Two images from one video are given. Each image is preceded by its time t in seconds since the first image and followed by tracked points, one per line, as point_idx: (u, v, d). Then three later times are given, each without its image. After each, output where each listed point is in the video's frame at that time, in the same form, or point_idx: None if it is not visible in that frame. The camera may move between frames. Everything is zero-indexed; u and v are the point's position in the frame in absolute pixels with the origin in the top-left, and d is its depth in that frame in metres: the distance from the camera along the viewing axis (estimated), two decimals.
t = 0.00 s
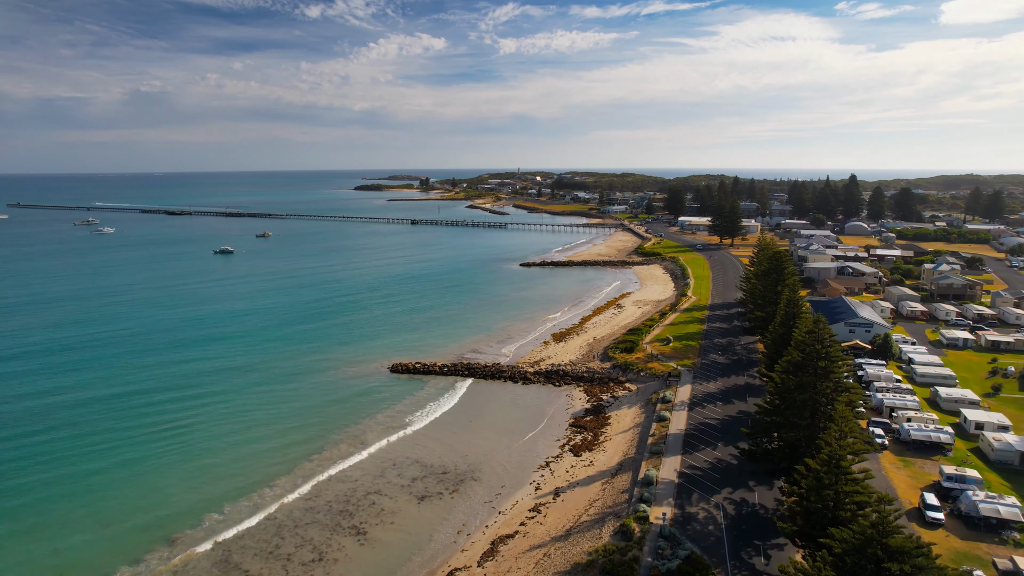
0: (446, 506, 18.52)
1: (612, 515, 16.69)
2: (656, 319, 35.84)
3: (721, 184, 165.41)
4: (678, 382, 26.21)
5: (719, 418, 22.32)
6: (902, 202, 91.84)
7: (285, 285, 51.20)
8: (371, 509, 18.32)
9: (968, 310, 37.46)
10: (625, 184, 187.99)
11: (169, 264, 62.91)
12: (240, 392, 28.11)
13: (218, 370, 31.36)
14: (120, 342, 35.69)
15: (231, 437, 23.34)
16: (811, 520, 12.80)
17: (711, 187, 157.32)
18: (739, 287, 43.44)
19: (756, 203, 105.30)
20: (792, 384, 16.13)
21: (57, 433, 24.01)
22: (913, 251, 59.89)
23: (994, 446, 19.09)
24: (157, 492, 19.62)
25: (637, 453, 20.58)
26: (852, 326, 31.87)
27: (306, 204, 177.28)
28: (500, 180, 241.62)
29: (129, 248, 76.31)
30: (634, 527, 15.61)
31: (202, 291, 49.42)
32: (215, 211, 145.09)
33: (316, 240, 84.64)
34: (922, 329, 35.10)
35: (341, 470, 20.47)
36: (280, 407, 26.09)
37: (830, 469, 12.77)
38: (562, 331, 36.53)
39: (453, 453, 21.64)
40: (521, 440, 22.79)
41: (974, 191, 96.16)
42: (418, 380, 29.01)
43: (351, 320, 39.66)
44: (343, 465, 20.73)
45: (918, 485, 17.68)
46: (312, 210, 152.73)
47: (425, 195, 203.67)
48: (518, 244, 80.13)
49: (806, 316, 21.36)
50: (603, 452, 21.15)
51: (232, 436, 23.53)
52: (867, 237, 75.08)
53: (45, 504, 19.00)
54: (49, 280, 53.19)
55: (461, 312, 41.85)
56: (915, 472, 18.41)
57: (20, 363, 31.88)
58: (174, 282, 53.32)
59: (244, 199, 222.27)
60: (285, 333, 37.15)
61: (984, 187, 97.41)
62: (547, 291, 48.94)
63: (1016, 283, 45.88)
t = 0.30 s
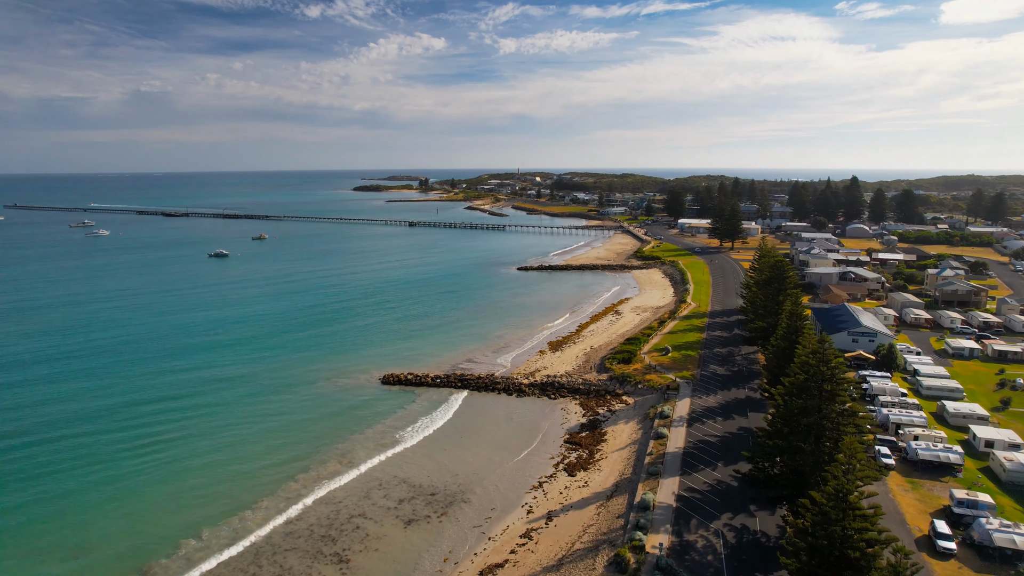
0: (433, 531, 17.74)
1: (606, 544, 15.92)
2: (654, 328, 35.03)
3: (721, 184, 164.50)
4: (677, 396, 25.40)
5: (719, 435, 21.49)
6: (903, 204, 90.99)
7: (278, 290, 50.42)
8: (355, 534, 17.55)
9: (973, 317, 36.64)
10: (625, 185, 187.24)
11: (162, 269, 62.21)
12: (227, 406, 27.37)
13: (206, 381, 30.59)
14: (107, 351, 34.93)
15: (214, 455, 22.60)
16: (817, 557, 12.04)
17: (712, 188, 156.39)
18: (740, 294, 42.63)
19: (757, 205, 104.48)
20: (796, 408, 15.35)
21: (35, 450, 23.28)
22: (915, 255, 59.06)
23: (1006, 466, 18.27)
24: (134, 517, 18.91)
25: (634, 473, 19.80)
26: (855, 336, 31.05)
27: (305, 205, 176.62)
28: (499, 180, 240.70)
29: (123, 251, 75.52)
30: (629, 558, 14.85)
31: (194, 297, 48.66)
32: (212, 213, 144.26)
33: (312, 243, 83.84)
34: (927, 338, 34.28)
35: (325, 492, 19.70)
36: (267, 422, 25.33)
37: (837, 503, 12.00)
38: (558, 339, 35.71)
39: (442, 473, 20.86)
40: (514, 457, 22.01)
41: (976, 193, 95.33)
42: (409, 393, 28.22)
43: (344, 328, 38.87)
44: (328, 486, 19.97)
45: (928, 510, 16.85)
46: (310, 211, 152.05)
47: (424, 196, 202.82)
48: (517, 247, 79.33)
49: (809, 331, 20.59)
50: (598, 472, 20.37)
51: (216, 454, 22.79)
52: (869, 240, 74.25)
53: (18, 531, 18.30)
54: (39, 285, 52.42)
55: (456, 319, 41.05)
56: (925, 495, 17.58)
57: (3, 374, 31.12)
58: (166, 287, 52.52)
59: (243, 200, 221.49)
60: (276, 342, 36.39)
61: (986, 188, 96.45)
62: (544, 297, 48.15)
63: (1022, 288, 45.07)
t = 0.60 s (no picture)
0: (420, 558, 16.94)
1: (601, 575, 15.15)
2: (653, 337, 34.24)
3: (721, 186, 163.67)
4: (676, 410, 24.60)
5: (720, 454, 20.71)
6: (905, 206, 90.26)
7: (271, 296, 49.63)
8: (338, 562, 16.75)
9: (979, 325, 35.83)
10: (625, 186, 186.54)
11: (155, 273, 61.41)
12: (214, 420, 26.58)
13: (192, 392, 29.80)
14: (94, 360, 34.14)
15: (198, 475, 21.85)
16: None
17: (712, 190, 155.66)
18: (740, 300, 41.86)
19: (757, 207, 103.73)
20: (801, 434, 14.59)
21: (12, 468, 22.50)
22: (918, 259, 58.29)
23: (1019, 489, 17.46)
24: (110, 545, 18.17)
25: (631, 495, 19.01)
26: (859, 345, 30.26)
27: (303, 205, 175.91)
28: (498, 181, 239.94)
29: (116, 255, 74.72)
30: None
31: (186, 303, 47.90)
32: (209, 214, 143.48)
33: (308, 246, 83.08)
34: (931, 347, 33.51)
35: (309, 516, 18.91)
36: (253, 438, 24.56)
37: (846, 542, 11.25)
38: (555, 348, 34.89)
39: (432, 494, 20.06)
40: (507, 476, 21.20)
41: (977, 195, 94.61)
42: (401, 406, 27.40)
43: (336, 336, 38.06)
44: (312, 510, 19.19)
45: (939, 537, 16.05)
46: (307, 213, 151.21)
47: (423, 197, 202.10)
48: (515, 250, 78.59)
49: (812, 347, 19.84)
50: (594, 494, 19.58)
51: (199, 473, 22.02)
52: (870, 244, 73.52)
53: None
54: (29, 291, 51.60)
55: (451, 326, 40.24)
56: (934, 520, 16.78)
57: None
58: (158, 293, 51.72)
59: (241, 200, 220.76)
60: (266, 351, 35.60)
61: (988, 190, 95.67)
62: (541, 302, 47.32)
63: None
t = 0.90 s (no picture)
0: None
1: None
2: (652, 346, 33.45)
3: (721, 187, 162.91)
4: (675, 426, 23.80)
5: (720, 475, 19.90)
6: (907, 209, 89.47)
7: (264, 302, 48.85)
8: None
9: (986, 333, 34.91)
10: (625, 187, 185.81)
11: (148, 277, 60.75)
12: (199, 434, 25.83)
13: (178, 404, 29.04)
14: (80, 370, 33.40)
15: (179, 495, 21.09)
16: None
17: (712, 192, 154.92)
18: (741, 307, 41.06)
19: (757, 209, 102.95)
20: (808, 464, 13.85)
21: None
22: (921, 263, 57.49)
23: None
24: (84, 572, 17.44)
25: (627, 520, 18.20)
26: (863, 356, 29.47)
27: (301, 206, 175.10)
28: (497, 182, 239.25)
29: (110, 258, 73.93)
30: None
31: (178, 309, 47.20)
32: (207, 216, 142.82)
33: (304, 249, 82.34)
34: (937, 356, 32.70)
35: (292, 542, 18.13)
36: (238, 455, 23.80)
37: None
38: (551, 357, 34.08)
39: (421, 517, 19.26)
40: (500, 498, 20.38)
41: (980, 198, 93.83)
42: (392, 420, 26.60)
43: (329, 344, 37.32)
44: (295, 535, 18.43)
45: (951, 568, 15.23)
46: (305, 214, 150.53)
47: (422, 198, 200.84)
48: (513, 254, 77.79)
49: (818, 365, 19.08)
50: (590, 517, 18.77)
51: (182, 493, 21.25)
52: (872, 247, 72.74)
53: None
54: (19, 297, 50.84)
55: (447, 334, 39.46)
56: (947, 549, 15.95)
57: None
58: (149, 298, 50.97)
59: (240, 201, 220.21)
60: (256, 360, 34.83)
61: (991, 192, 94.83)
62: (538, 308, 46.52)
63: None
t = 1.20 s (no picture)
0: None
1: None
2: (651, 356, 32.67)
3: (722, 189, 161.93)
4: (673, 443, 23.00)
5: (720, 497, 19.10)
6: (909, 211, 88.67)
7: (256, 308, 48.07)
8: None
9: (992, 342, 34.15)
10: (625, 188, 185.00)
11: (142, 282, 60.01)
12: (184, 451, 25.09)
13: (163, 418, 28.24)
14: (66, 380, 32.67)
15: (158, 520, 20.29)
16: None
17: (712, 193, 154.02)
18: (742, 314, 40.25)
19: (758, 211, 102.13)
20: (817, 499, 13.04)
21: None
22: (924, 268, 56.70)
23: None
24: None
25: (624, 547, 17.42)
26: (868, 368, 28.64)
27: (300, 207, 174.27)
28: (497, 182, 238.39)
29: (104, 262, 73.05)
30: None
31: (170, 315, 46.46)
32: (205, 217, 142.01)
33: (300, 252, 81.58)
34: (943, 367, 31.90)
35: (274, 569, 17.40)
36: (222, 476, 23.01)
37: None
38: (548, 367, 33.26)
39: (408, 543, 18.48)
40: (491, 521, 19.57)
41: (982, 200, 93.03)
42: (383, 435, 25.83)
43: (322, 354, 36.53)
44: (278, 562, 17.70)
45: None
46: (303, 215, 149.75)
47: (421, 199, 199.92)
48: (511, 257, 76.93)
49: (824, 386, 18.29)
50: (584, 543, 17.99)
51: (161, 516, 20.49)
52: (874, 250, 71.95)
53: None
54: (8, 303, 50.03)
55: (442, 342, 38.68)
56: None
57: None
58: (141, 303, 50.12)
59: (239, 202, 219.53)
60: (247, 370, 34.10)
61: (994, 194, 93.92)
62: (536, 315, 45.72)
63: None
